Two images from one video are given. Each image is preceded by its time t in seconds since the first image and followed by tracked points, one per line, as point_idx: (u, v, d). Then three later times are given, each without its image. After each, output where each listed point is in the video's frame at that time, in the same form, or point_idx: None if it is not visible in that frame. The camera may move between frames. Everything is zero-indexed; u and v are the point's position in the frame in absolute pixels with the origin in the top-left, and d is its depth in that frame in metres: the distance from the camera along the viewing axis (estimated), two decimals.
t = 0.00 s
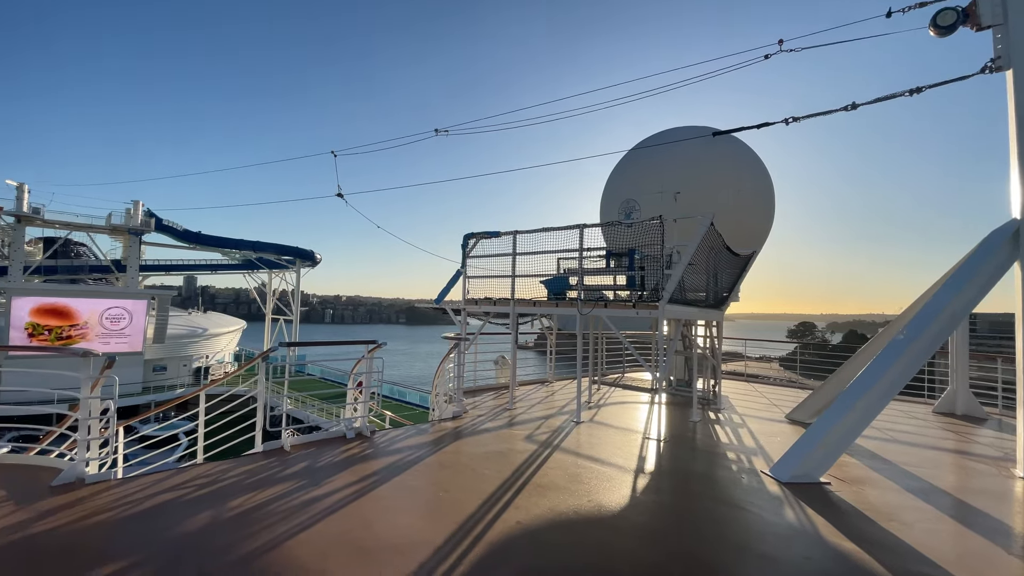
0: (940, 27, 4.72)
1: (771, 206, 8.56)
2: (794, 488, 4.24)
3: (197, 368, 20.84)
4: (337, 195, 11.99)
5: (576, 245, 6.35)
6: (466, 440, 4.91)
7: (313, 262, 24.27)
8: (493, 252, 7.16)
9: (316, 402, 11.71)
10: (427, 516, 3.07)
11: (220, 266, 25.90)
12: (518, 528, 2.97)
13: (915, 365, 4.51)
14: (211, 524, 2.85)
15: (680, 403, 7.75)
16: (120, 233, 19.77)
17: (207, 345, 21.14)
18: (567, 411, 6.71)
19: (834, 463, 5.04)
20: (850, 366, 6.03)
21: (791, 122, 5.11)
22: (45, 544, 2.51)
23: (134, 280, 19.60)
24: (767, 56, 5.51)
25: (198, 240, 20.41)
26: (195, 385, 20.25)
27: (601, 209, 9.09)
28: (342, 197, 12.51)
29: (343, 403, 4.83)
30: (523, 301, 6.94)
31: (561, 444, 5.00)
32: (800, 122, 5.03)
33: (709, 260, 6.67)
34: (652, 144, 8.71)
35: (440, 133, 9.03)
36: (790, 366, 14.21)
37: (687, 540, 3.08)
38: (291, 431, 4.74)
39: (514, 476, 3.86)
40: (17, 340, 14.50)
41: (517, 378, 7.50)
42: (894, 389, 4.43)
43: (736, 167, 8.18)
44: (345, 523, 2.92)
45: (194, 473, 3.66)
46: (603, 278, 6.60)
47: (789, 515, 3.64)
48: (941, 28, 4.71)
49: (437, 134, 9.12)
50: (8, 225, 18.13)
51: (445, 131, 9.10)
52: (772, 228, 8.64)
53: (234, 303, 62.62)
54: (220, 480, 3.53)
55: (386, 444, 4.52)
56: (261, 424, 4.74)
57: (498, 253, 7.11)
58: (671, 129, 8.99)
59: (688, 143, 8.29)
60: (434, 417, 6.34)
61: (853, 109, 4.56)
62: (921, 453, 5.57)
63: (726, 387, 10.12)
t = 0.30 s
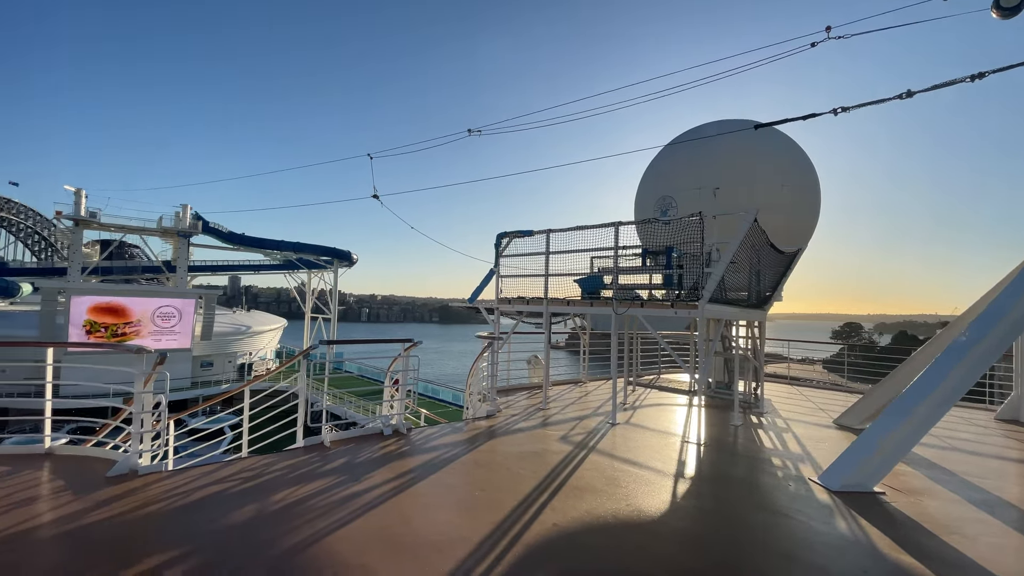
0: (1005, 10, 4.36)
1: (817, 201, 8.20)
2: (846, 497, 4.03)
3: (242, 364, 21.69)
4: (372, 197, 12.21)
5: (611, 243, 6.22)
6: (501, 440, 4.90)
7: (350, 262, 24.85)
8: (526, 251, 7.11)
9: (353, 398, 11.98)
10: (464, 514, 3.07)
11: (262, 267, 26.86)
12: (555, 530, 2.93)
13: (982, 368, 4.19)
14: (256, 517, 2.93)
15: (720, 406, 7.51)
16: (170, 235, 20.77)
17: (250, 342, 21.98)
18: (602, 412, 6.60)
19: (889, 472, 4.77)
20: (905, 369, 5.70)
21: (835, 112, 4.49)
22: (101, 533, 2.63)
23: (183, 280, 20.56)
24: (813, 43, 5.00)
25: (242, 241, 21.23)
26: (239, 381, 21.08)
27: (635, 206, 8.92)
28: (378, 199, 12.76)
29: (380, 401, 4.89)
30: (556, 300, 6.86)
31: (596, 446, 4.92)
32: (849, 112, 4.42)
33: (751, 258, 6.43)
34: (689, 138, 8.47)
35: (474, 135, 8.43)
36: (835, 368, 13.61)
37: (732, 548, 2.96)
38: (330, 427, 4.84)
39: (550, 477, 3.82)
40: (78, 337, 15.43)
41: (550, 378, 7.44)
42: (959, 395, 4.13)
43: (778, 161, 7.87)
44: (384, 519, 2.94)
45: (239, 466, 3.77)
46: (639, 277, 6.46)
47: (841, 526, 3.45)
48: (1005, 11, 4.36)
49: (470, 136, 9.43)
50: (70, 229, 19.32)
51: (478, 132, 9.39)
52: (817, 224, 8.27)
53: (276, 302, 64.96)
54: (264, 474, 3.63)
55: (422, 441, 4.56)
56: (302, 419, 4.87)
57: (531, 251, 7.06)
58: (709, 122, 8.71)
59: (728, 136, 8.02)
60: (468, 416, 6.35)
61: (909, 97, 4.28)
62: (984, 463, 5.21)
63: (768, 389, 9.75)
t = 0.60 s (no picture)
0: None
1: (861, 196, 7.83)
2: (896, 508, 3.80)
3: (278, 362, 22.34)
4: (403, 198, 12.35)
5: (643, 241, 6.06)
6: (531, 440, 4.85)
7: (382, 263, 25.24)
8: (555, 250, 7.02)
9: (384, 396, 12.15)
10: (494, 515, 3.03)
11: (298, 267, 27.62)
12: (587, 535, 2.85)
13: None
14: (289, 513, 2.96)
15: (757, 410, 7.24)
16: (211, 237, 21.57)
17: (287, 340, 22.63)
18: (634, 414, 6.45)
19: (943, 482, 4.48)
20: (959, 375, 5.36)
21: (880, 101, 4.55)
22: (144, 526, 2.71)
23: (223, 281, 21.31)
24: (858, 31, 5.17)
25: (279, 243, 21.88)
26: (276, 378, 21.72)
27: (667, 203, 8.72)
28: (408, 199, 12.88)
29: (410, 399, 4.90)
30: (586, 300, 6.74)
31: (628, 449, 4.81)
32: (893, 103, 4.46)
33: (791, 255, 6.16)
34: (724, 133, 8.23)
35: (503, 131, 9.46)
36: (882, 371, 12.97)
37: (773, 558, 2.82)
38: (362, 424, 4.90)
39: (581, 480, 3.74)
40: (127, 334, 16.19)
41: (580, 378, 7.32)
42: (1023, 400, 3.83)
43: (820, 155, 7.55)
44: (414, 518, 2.93)
45: (274, 462, 3.84)
46: (672, 276, 6.29)
47: (891, 538, 3.25)
48: None
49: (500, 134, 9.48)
50: (119, 231, 20.30)
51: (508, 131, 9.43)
52: (861, 221, 7.89)
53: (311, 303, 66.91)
54: (298, 470, 3.69)
55: (452, 441, 4.55)
56: (335, 417, 4.94)
57: (560, 251, 6.96)
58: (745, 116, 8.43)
59: (765, 130, 7.75)
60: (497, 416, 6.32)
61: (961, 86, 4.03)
62: None
63: (809, 393, 9.36)
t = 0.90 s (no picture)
0: None
1: (911, 191, 7.41)
2: (955, 523, 3.54)
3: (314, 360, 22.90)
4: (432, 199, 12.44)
5: (677, 240, 5.87)
6: (561, 443, 4.75)
7: (413, 263, 25.54)
8: (586, 249, 6.89)
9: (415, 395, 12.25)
10: (525, 520, 2.96)
11: (332, 268, 28.26)
12: (621, 543, 2.75)
13: None
14: (321, 511, 2.97)
15: (800, 415, 6.93)
16: (250, 239, 22.30)
17: (322, 339, 23.18)
18: (668, 418, 6.26)
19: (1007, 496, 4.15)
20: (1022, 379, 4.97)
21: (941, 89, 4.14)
22: (180, 522, 2.76)
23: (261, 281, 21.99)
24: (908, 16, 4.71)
25: (314, 244, 22.42)
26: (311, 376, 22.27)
27: (702, 200, 8.47)
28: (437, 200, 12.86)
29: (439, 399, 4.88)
30: (617, 300, 6.58)
31: (662, 454, 4.66)
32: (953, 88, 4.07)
33: (835, 253, 5.88)
34: (763, 125, 7.93)
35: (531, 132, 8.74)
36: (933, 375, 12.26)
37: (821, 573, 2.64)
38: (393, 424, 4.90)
39: (614, 486, 3.63)
40: (172, 333, 16.91)
41: (611, 380, 7.16)
42: None
43: (866, 147, 7.16)
44: (444, 521, 2.89)
45: (306, 460, 3.87)
46: (707, 275, 6.10)
47: (951, 555, 3.01)
48: None
49: (529, 133, 9.41)
50: (165, 234, 21.22)
51: (537, 128, 9.33)
52: (911, 216, 7.46)
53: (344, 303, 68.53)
54: (330, 469, 3.70)
55: (481, 442, 4.50)
56: (366, 415, 4.97)
57: (591, 250, 6.82)
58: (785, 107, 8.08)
59: (806, 122, 7.42)
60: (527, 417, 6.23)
61: None
62: None
63: (854, 398, 8.92)
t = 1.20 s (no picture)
0: None
1: (965, 184, 6.96)
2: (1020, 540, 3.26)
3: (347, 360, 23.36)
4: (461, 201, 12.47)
5: (713, 237, 5.69)
6: (592, 448, 4.64)
7: (443, 264, 25.73)
8: (616, 248, 6.74)
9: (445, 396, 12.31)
10: (555, 528, 2.87)
11: (365, 270, 28.82)
12: (656, 555, 2.63)
13: None
14: (351, 512, 2.95)
15: (845, 421, 6.59)
16: (286, 242, 22.94)
17: (355, 339, 23.63)
18: (703, 423, 6.05)
19: None
20: None
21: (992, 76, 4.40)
22: (215, 520, 2.80)
23: (297, 283, 22.58)
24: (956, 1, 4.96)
25: (347, 246, 22.89)
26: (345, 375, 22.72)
27: (738, 197, 8.21)
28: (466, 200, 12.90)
29: (468, 400, 4.84)
30: (650, 300, 6.41)
31: (698, 461, 4.49)
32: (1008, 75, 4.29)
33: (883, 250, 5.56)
34: (802, 118, 7.62)
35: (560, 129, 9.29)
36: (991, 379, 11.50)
37: None
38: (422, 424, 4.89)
39: (647, 493, 3.51)
40: (214, 333, 17.54)
41: (643, 383, 6.98)
42: None
43: (914, 138, 6.78)
44: (473, 527, 2.83)
45: (337, 460, 3.89)
46: (745, 275, 5.87)
47: None
48: None
49: (557, 132, 9.32)
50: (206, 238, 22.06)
51: (567, 127, 9.22)
52: (965, 211, 7.02)
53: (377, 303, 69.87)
54: (359, 469, 3.70)
55: (510, 445, 4.44)
56: (396, 416, 4.98)
57: (622, 249, 6.66)
58: (825, 100, 7.75)
59: (850, 114, 7.08)
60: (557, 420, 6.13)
61: None
62: None
63: (903, 403, 8.44)
